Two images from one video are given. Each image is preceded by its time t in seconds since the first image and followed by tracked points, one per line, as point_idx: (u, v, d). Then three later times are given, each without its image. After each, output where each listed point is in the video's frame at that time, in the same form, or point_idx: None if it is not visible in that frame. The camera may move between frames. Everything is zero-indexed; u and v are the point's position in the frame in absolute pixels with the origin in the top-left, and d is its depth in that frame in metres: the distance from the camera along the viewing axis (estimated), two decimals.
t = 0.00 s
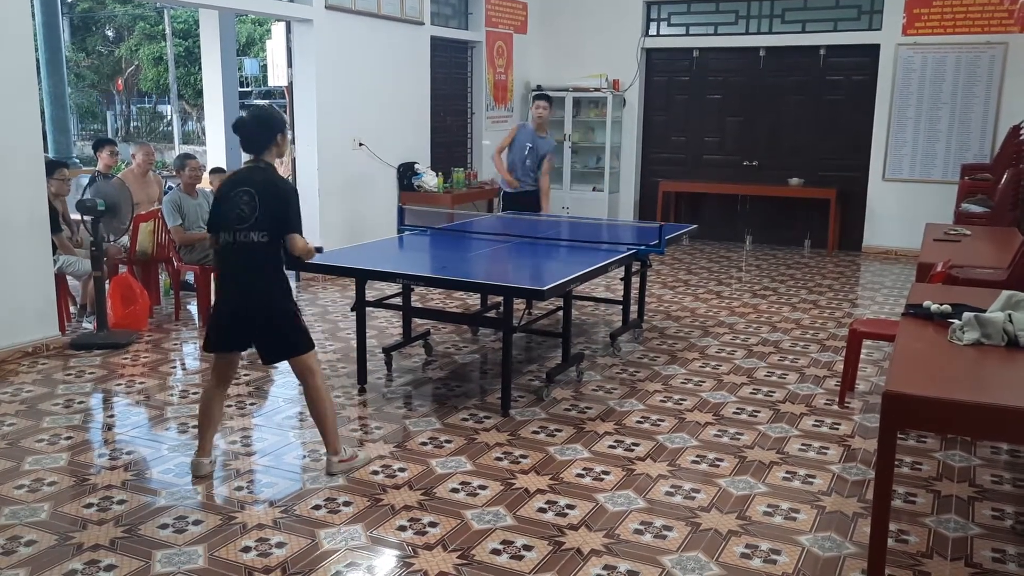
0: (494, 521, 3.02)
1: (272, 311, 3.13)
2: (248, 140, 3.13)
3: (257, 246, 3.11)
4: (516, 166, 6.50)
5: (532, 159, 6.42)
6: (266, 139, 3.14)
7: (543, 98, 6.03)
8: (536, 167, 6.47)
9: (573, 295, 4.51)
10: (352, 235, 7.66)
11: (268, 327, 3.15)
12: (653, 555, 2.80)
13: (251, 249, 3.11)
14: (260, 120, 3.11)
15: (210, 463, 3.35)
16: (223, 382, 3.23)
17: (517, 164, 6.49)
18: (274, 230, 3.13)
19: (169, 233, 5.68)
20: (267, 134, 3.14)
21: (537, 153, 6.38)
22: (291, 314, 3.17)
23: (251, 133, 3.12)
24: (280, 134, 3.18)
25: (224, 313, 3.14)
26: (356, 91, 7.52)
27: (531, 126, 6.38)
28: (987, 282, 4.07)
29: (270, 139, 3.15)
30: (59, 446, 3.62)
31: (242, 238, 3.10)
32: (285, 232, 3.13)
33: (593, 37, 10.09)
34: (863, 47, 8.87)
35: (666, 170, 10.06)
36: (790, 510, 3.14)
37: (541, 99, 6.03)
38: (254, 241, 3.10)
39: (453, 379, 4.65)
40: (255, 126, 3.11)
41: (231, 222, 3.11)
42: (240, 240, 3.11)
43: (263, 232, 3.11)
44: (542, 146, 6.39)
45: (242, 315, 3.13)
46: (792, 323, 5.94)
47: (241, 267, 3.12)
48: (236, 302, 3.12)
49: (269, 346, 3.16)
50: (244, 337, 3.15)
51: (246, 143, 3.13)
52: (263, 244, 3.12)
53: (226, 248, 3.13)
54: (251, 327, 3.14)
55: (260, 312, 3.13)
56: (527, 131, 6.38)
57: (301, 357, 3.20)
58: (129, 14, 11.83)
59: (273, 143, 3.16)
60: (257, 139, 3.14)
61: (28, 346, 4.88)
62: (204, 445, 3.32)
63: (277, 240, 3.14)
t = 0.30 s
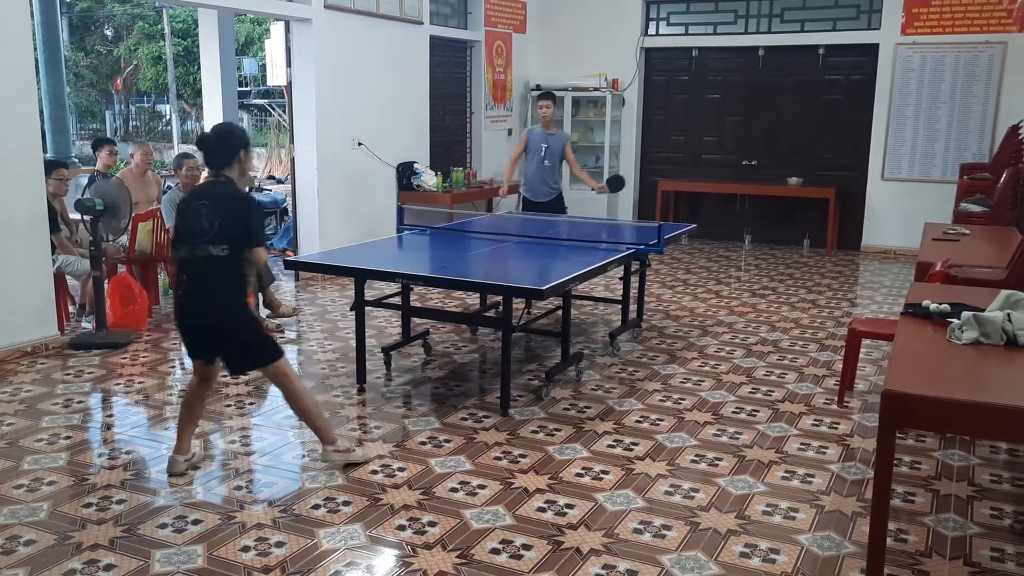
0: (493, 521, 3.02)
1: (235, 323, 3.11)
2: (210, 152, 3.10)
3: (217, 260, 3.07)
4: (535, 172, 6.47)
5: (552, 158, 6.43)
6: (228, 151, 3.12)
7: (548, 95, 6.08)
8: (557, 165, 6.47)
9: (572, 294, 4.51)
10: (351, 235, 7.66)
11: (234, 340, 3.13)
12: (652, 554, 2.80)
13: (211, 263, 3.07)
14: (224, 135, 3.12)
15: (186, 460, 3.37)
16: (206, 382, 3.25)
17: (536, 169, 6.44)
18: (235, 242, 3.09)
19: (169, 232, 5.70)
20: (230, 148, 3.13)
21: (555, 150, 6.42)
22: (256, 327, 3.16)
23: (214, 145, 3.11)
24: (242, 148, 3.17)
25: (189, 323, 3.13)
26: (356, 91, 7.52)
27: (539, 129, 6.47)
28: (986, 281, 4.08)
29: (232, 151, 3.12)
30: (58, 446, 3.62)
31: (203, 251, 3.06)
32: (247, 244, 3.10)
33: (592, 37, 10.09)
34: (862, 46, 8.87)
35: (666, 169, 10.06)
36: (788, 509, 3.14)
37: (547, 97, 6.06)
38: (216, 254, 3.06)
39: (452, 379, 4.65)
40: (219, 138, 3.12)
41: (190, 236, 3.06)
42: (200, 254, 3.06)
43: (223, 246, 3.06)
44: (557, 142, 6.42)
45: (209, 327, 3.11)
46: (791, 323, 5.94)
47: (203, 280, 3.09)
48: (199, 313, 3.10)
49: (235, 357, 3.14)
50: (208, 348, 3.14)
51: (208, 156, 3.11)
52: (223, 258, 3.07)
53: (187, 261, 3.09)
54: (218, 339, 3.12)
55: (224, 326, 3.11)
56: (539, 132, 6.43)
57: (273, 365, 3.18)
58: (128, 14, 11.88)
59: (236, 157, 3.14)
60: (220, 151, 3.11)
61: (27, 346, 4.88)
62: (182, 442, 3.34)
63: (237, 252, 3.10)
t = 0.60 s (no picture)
0: (492, 520, 3.02)
1: (185, 322, 3.03)
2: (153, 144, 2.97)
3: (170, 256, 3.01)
4: (552, 168, 6.46)
5: (568, 153, 6.40)
6: (179, 145, 3.01)
7: (558, 92, 6.06)
8: (574, 159, 6.45)
9: (572, 294, 4.51)
10: (350, 235, 7.66)
11: (183, 341, 3.03)
12: (652, 553, 2.80)
13: (163, 258, 3.00)
14: (173, 126, 3.00)
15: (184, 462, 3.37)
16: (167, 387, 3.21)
17: (555, 167, 6.43)
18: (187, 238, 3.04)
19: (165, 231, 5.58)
20: (179, 140, 3.01)
21: (569, 145, 6.39)
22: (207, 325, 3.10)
23: (163, 138, 2.98)
24: (191, 142, 3.05)
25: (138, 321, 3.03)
26: (355, 90, 7.51)
27: (552, 126, 6.45)
28: (985, 281, 4.08)
29: (184, 147, 3.02)
30: (57, 445, 3.61)
31: (155, 246, 2.98)
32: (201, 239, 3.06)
33: (592, 36, 10.09)
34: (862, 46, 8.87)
35: (665, 169, 10.06)
36: (788, 508, 3.14)
37: (559, 93, 6.07)
38: (168, 249, 3.00)
39: (452, 378, 4.65)
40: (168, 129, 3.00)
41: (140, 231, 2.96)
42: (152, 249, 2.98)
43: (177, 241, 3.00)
44: (571, 137, 6.40)
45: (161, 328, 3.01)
46: (790, 322, 5.94)
47: (155, 276, 3.01)
48: (150, 311, 3.01)
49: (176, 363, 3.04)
50: (152, 351, 3.03)
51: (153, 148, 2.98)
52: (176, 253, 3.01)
53: (139, 257, 3.01)
54: (166, 341, 3.02)
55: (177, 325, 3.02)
56: (552, 129, 6.42)
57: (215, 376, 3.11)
58: (127, 13, 11.90)
59: (183, 150, 3.02)
60: (167, 145, 3.00)
61: (27, 345, 4.88)
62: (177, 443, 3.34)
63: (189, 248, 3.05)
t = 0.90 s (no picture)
0: (492, 520, 3.02)
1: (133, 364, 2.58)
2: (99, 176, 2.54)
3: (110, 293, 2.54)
4: (557, 169, 6.49)
5: (574, 157, 6.44)
6: (126, 179, 2.57)
7: (572, 95, 6.09)
8: (579, 164, 6.49)
9: (572, 294, 4.51)
10: (349, 235, 7.65)
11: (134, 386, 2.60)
12: (651, 553, 2.80)
13: (102, 297, 2.53)
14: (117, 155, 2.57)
15: (186, 462, 3.37)
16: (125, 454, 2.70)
17: (559, 168, 6.47)
18: (128, 271, 2.56)
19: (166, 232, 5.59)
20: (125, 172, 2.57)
21: (576, 149, 6.43)
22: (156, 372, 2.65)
23: (108, 171, 2.55)
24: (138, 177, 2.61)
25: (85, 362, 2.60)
26: (355, 90, 7.51)
27: (563, 127, 6.48)
28: (983, 281, 4.09)
29: (129, 178, 2.58)
30: (56, 445, 3.62)
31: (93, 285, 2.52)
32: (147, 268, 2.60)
33: (591, 36, 10.09)
34: (861, 46, 8.87)
35: (665, 169, 10.07)
36: (787, 508, 3.14)
37: (573, 96, 6.08)
38: (109, 285, 2.52)
39: (451, 378, 4.65)
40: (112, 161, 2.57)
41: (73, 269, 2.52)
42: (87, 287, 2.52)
43: (114, 274, 2.53)
44: (578, 141, 6.44)
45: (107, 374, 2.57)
46: (789, 322, 5.95)
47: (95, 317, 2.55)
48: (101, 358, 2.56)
49: (113, 416, 2.63)
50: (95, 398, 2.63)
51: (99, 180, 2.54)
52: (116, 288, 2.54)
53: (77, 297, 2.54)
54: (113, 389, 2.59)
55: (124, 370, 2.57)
56: (562, 131, 6.45)
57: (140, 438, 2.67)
58: (126, 14, 11.91)
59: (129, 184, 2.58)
60: (109, 177, 2.56)
61: (26, 345, 4.88)
62: (178, 445, 3.33)
63: (133, 280, 2.58)
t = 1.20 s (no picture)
0: (492, 520, 3.02)
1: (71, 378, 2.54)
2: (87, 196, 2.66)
3: (53, 302, 2.50)
4: (575, 170, 6.50)
5: (591, 158, 6.44)
6: (108, 204, 2.69)
7: (592, 98, 6.07)
8: (596, 165, 6.49)
9: (572, 294, 4.50)
10: (348, 235, 7.65)
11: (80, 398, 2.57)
12: (651, 554, 2.80)
13: (45, 306, 2.50)
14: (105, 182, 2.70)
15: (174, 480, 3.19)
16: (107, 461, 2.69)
17: (575, 168, 6.50)
18: (76, 283, 2.52)
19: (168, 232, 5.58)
20: (110, 199, 2.69)
21: (595, 151, 6.43)
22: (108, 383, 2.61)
23: (95, 193, 2.68)
24: (122, 209, 2.73)
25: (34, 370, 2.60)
26: (354, 90, 7.51)
27: (582, 128, 6.49)
28: (983, 281, 4.09)
29: (112, 201, 2.69)
30: (56, 445, 3.61)
31: (36, 292, 2.50)
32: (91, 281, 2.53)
33: (591, 36, 10.09)
34: (861, 46, 8.87)
35: (664, 169, 10.07)
36: (787, 509, 3.14)
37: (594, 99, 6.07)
38: (50, 294, 2.49)
39: (451, 378, 4.65)
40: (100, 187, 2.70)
41: (25, 275, 2.54)
42: (32, 297, 2.51)
43: (58, 283, 2.50)
44: (599, 143, 6.43)
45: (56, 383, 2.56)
46: (789, 322, 5.94)
47: (40, 327, 2.52)
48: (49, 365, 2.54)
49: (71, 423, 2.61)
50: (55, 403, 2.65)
51: (86, 199, 2.67)
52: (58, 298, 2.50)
53: (21, 307, 2.53)
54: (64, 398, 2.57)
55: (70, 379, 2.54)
56: (581, 132, 6.46)
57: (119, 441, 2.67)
58: (126, 13, 11.89)
59: (112, 211, 2.70)
60: (94, 199, 2.68)
61: (26, 345, 4.88)
62: (167, 461, 3.17)
63: (80, 291, 2.53)
